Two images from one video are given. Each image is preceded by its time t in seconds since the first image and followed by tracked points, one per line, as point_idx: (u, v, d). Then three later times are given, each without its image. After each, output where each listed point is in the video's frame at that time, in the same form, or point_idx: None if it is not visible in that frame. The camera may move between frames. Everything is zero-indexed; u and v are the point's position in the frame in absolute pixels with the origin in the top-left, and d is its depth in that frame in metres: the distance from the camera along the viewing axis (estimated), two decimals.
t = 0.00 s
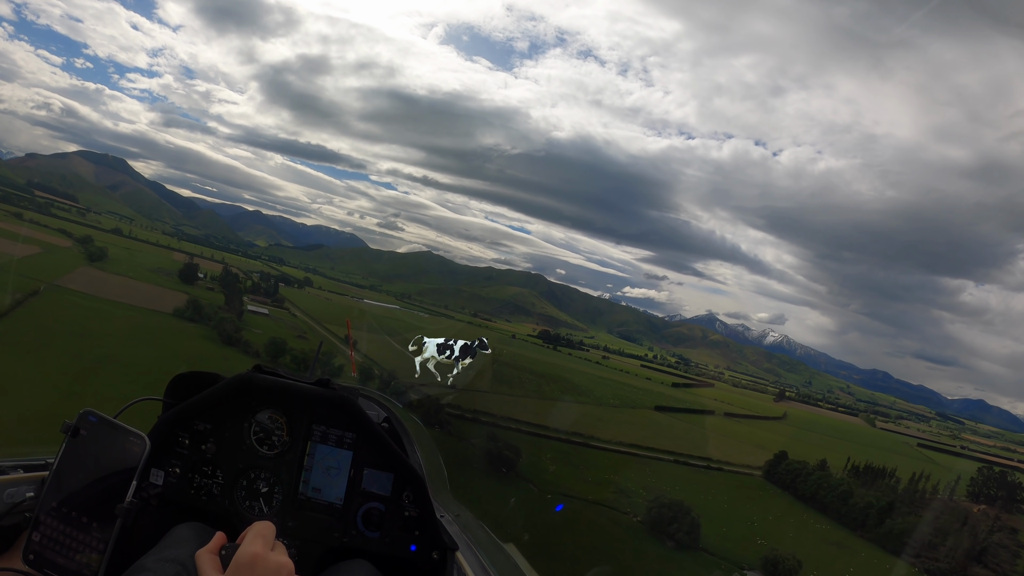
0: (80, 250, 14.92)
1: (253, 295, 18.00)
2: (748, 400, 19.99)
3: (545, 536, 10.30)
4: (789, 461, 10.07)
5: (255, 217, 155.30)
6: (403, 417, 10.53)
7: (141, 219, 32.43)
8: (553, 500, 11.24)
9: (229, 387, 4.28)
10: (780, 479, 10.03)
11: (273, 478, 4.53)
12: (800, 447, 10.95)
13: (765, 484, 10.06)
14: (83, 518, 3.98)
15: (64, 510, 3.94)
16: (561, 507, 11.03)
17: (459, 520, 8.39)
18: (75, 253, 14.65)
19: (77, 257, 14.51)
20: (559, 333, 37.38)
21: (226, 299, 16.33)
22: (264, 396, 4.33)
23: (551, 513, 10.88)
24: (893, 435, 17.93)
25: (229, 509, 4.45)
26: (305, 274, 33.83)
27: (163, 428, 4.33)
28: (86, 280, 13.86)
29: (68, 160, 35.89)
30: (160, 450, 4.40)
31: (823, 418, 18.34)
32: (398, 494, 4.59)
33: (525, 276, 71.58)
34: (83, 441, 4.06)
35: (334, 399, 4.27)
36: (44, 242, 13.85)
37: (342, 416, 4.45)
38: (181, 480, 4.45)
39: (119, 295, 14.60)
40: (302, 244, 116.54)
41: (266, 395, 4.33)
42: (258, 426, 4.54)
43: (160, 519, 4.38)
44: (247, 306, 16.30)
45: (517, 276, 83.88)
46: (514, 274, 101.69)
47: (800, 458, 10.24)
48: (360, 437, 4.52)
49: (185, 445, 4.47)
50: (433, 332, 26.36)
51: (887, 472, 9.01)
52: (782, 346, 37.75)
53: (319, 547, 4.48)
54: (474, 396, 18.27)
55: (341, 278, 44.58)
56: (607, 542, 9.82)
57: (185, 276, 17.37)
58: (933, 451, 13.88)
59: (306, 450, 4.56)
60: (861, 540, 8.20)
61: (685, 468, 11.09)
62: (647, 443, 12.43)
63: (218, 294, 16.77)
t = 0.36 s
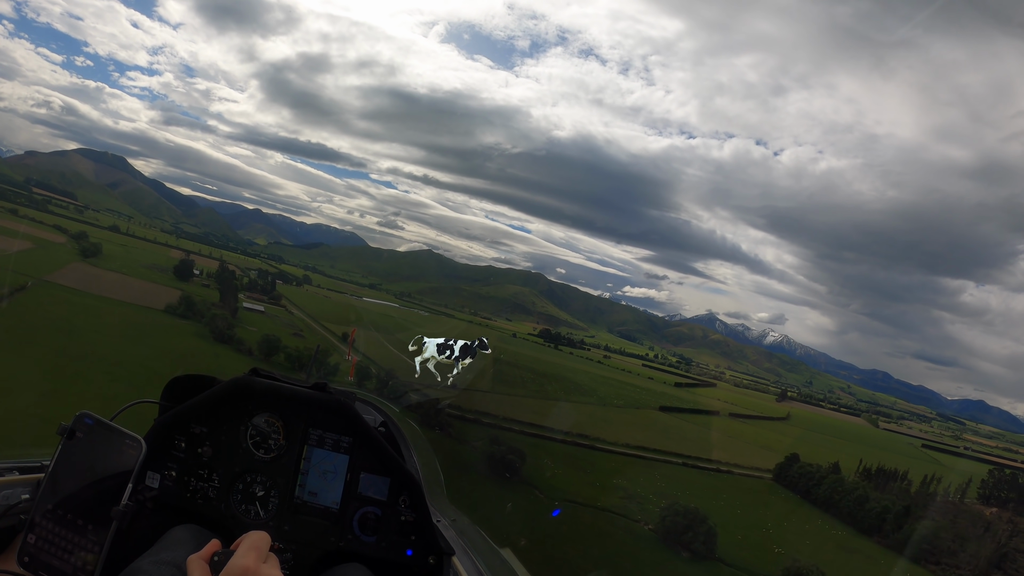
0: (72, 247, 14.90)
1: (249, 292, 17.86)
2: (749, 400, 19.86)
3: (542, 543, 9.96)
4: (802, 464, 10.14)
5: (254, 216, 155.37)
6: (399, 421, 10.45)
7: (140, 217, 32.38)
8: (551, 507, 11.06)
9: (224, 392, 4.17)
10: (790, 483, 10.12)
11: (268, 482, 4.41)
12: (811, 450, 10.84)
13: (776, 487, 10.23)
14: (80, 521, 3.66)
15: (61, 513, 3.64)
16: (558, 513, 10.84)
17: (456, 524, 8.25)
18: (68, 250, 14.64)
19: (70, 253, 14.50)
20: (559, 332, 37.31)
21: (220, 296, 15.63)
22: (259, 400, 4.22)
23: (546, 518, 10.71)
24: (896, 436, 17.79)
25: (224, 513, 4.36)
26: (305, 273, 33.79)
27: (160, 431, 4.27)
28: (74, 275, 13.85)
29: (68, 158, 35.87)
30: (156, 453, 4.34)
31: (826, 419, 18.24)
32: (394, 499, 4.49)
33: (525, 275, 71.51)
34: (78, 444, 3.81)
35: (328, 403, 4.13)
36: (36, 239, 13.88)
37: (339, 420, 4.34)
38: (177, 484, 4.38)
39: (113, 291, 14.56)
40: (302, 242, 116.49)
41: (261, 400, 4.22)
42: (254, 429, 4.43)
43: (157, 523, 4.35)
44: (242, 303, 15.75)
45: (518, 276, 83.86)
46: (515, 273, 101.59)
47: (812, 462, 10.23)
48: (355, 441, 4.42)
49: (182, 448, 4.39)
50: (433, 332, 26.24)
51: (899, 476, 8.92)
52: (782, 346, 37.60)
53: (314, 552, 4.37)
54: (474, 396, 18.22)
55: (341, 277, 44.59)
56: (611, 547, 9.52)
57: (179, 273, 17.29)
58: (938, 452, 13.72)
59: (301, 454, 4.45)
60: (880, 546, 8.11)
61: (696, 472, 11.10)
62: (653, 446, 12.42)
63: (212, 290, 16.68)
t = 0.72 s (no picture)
0: (66, 242, 14.77)
1: (244, 289, 17.77)
2: (751, 399, 19.74)
3: (541, 544, 9.61)
4: (814, 466, 10.06)
5: (254, 215, 155.24)
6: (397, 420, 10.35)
7: (138, 214, 32.23)
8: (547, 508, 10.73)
9: (225, 387, 4.07)
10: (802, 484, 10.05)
11: (266, 478, 4.28)
12: (826, 451, 10.79)
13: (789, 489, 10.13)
14: (77, 512, 3.53)
15: (58, 504, 3.52)
16: (555, 514, 10.55)
17: (453, 525, 8.13)
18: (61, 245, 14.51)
19: (63, 249, 14.37)
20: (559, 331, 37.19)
21: (215, 293, 16.00)
22: (259, 395, 4.10)
23: (543, 518, 10.34)
24: (899, 436, 17.65)
25: (222, 507, 4.27)
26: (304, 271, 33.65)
27: (159, 424, 4.16)
28: (65, 270, 13.67)
29: (66, 156, 35.69)
30: (154, 447, 4.22)
31: (828, 418, 18.12)
32: (391, 497, 4.35)
33: (525, 274, 71.36)
34: (78, 436, 3.66)
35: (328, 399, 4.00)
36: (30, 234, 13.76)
37: (338, 417, 4.20)
38: (174, 478, 4.28)
39: (105, 288, 14.39)
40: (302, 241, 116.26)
41: (261, 395, 4.10)
42: (253, 425, 4.31)
43: (154, 517, 4.23)
44: (237, 300, 15.98)
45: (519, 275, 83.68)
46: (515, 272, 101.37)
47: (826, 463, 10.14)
48: (355, 438, 4.28)
49: (180, 442, 4.28)
50: (433, 330, 26.13)
51: (915, 477, 8.84)
52: (783, 345, 37.39)
53: (312, 548, 4.28)
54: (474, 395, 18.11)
55: (341, 276, 44.42)
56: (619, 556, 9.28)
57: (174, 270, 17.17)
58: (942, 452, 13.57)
59: (299, 450, 4.32)
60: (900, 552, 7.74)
61: (704, 475, 11.17)
62: (665, 449, 12.42)
63: (208, 288, 16.58)
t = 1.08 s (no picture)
0: (60, 240, 14.72)
1: (238, 287, 17.71)
2: (753, 398, 19.62)
3: (538, 545, 9.19)
4: (827, 469, 9.98)
5: (253, 215, 155.08)
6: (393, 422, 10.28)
7: (136, 214, 32.18)
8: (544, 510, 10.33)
9: (217, 394, 3.94)
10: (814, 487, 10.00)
11: (261, 483, 4.19)
12: (838, 453, 10.70)
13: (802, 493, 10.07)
14: (73, 519, 3.46)
15: (54, 511, 3.41)
16: (551, 518, 10.12)
17: (449, 528, 8.01)
18: (54, 242, 14.46)
19: (56, 246, 14.33)
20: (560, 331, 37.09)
21: (209, 291, 15.88)
22: (253, 401, 3.98)
23: (540, 522, 9.89)
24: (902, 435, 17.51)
25: (217, 514, 4.16)
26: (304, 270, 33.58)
27: (152, 431, 4.04)
28: (57, 267, 13.58)
29: (65, 155, 35.67)
30: (148, 453, 4.12)
31: (831, 417, 17.99)
32: (387, 501, 4.26)
33: (526, 274, 71.20)
34: (72, 443, 3.54)
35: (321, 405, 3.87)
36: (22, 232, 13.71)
37: (332, 422, 4.08)
38: (169, 484, 4.17)
39: (98, 287, 14.29)
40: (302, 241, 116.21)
41: (255, 401, 3.99)
42: (247, 430, 4.19)
43: (149, 523, 4.14)
44: (232, 298, 15.91)
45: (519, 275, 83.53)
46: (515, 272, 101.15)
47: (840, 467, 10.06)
48: (349, 443, 4.16)
49: (175, 448, 4.17)
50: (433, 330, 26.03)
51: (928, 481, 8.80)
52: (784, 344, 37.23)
53: (306, 554, 4.17)
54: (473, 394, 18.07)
55: (341, 275, 44.36)
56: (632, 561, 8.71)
57: (170, 268, 17.11)
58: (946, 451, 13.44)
59: (294, 456, 4.20)
60: (917, 556, 7.44)
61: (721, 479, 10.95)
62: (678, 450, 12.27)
63: (203, 286, 16.52)
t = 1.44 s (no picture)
0: (52, 238, 14.71)
1: (234, 285, 17.66)
2: (755, 397, 19.52)
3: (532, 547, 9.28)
4: (843, 469, 9.80)
5: (253, 215, 155.20)
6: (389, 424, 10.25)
7: (135, 214, 32.21)
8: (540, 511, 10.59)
9: (213, 394, 3.80)
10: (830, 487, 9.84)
11: (257, 484, 4.03)
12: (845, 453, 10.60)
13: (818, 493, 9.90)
14: (70, 520, 3.23)
15: (49, 512, 3.16)
16: (546, 518, 10.36)
17: (446, 530, 7.96)
18: (46, 241, 14.43)
19: (48, 245, 14.31)
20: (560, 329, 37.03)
21: (203, 289, 15.80)
22: (249, 402, 3.84)
23: (536, 523, 10.09)
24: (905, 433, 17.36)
25: (213, 515, 3.99)
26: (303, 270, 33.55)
27: (148, 431, 3.89)
28: (45, 264, 13.52)
29: (65, 156, 35.75)
30: (143, 453, 3.95)
31: (834, 415, 17.90)
32: (384, 502, 4.16)
33: (526, 273, 71.09)
34: (67, 443, 3.27)
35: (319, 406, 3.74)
36: (15, 229, 13.68)
37: (329, 423, 3.95)
38: (164, 484, 4.00)
39: (92, 285, 14.25)
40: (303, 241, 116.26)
41: (251, 401, 3.85)
42: (243, 431, 4.04)
43: (143, 525, 3.97)
44: (226, 297, 15.85)
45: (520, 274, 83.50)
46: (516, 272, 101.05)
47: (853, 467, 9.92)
48: (347, 444, 4.04)
49: (171, 448, 4.02)
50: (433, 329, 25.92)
51: (943, 480, 8.68)
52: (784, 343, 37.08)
53: (302, 556, 4.04)
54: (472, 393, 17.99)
55: (341, 274, 44.36)
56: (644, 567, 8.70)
57: (164, 265, 17.06)
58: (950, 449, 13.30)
59: (291, 457, 4.05)
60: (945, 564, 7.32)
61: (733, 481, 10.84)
62: (681, 450, 12.29)
63: (197, 284, 16.47)
